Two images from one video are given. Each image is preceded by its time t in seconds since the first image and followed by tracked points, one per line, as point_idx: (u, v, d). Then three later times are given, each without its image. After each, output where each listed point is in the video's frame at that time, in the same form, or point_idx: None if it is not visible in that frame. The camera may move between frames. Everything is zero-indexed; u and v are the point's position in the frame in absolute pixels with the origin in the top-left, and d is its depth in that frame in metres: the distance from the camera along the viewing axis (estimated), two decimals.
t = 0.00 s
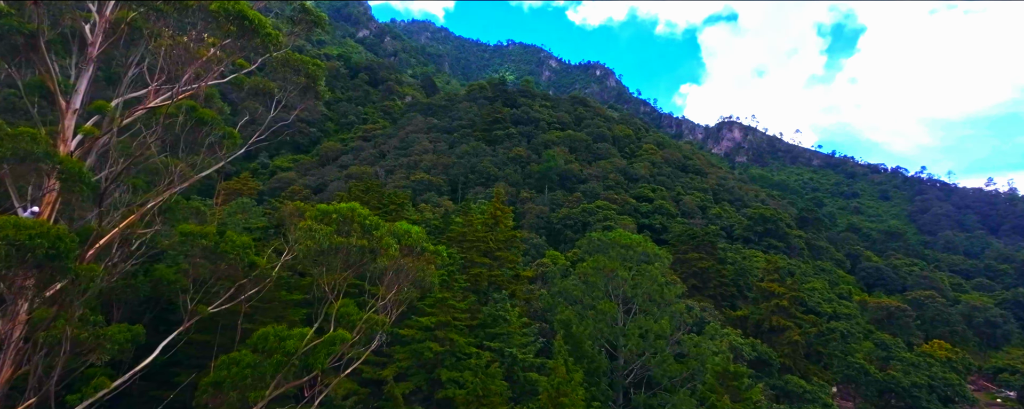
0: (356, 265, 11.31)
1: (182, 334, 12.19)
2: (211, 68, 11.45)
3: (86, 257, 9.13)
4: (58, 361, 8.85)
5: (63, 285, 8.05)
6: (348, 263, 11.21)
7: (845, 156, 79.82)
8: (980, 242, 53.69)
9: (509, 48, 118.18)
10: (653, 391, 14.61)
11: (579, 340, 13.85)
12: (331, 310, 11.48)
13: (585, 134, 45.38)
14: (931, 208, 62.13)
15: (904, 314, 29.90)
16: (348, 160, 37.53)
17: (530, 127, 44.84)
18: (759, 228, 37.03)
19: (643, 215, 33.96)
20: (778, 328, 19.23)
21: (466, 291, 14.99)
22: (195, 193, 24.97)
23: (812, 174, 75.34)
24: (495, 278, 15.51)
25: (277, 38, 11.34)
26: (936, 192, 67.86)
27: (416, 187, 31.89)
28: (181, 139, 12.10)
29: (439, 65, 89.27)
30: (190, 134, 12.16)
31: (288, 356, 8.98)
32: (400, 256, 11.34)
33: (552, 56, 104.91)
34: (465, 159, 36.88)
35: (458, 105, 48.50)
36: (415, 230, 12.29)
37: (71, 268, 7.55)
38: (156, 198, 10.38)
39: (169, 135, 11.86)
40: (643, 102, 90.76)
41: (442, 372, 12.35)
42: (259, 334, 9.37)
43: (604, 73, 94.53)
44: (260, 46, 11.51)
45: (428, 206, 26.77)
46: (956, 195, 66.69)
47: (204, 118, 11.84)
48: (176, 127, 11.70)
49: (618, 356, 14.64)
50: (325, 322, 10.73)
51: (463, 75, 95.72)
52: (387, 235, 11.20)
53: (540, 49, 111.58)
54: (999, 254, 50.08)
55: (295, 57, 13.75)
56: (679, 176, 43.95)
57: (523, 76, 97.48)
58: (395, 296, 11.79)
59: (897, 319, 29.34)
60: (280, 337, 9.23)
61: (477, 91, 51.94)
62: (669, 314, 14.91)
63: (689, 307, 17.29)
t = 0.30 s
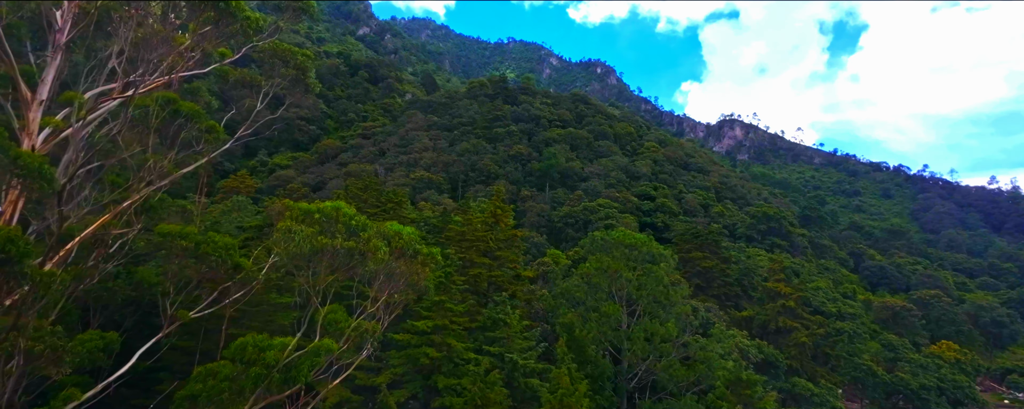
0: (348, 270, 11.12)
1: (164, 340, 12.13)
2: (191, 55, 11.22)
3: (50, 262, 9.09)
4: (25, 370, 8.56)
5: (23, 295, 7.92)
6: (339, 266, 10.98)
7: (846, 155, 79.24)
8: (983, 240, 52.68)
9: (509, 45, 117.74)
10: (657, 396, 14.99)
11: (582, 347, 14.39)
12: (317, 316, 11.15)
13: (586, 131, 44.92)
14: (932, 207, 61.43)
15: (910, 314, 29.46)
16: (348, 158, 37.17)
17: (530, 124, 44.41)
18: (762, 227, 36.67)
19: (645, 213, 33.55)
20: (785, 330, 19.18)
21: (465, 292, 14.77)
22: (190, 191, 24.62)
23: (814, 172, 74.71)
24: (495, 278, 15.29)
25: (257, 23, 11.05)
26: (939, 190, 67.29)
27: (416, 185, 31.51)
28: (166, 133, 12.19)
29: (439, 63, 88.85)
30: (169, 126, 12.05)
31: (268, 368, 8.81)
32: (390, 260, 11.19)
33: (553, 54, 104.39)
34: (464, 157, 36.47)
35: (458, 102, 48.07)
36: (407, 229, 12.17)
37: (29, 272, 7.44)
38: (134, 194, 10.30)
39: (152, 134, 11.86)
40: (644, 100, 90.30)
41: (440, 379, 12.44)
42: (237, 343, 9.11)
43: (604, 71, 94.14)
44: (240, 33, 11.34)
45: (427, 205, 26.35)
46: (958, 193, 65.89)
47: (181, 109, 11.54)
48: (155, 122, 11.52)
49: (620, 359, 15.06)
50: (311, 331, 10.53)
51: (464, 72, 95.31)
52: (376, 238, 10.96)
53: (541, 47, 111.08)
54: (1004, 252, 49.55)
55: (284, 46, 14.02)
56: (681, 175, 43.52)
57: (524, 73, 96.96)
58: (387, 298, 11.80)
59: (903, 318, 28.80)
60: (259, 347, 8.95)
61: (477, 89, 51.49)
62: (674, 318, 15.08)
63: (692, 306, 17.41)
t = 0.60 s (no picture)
0: (339, 277, 11.28)
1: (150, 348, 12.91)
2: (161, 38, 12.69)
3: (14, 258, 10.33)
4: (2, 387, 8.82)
5: None
6: (329, 271, 11.11)
7: (847, 154, 78.66)
8: (984, 239, 51.89)
9: (509, 44, 117.25)
10: (662, 403, 15.21)
11: (585, 355, 14.72)
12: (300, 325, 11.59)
13: (586, 130, 44.44)
14: (932, 208, 60.56)
15: (914, 315, 29.04)
16: (346, 157, 36.81)
17: (530, 123, 44.02)
18: (763, 227, 36.35)
19: (646, 213, 33.17)
20: (790, 332, 19.55)
21: (463, 294, 15.11)
22: (186, 195, 24.57)
23: (815, 171, 74.10)
24: (495, 281, 15.74)
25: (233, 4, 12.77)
26: (940, 189, 66.63)
27: (416, 184, 31.18)
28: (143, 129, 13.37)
29: (439, 62, 88.47)
30: (142, 119, 13.25)
31: (242, 384, 9.12)
32: (376, 264, 11.39)
33: (553, 53, 103.95)
34: (463, 156, 36.14)
35: (457, 101, 47.67)
36: (392, 232, 12.42)
37: None
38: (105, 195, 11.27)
39: (124, 130, 13.07)
40: (644, 100, 89.87)
41: (434, 389, 12.33)
42: (209, 356, 9.52)
43: (604, 71, 93.85)
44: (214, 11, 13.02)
45: (426, 205, 25.94)
46: (958, 193, 64.82)
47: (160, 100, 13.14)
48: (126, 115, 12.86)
49: (624, 365, 15.34)
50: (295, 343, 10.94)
51: (464, 71, 94.82)
52: (360, 242, 11.12)
53: (541, 46, 110.59)
54: (1006, 253, 49.09)
55: (267, 38, 16.47)
56: (682, 174, 43.10)
57: (524, 72, 96.43)
58: (379, 304, 12.03)
59: (906, 320, 28.41)
60: (232, 362, 9.41)
61: (476, 87, 51.04)
62: (678, 321, 15.16)
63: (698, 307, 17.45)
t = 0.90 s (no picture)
0: (326, 284, 13.24)
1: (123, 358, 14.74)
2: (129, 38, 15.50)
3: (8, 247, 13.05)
4: None
5: None
6: (314, 276, 13.05)
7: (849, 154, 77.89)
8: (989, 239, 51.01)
9: (509, 44, 116.59)
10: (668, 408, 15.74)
11: (585, 359, 15.41)
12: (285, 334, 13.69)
13: (586, 129, 44.08)
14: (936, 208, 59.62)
15: (919, 316, 28.66)
16: (343, 156, 36.43)
17: (529, 123, 43.72)
18: (765, 228, 36.03)
19: (647, 213, 32.78)
20: (795, 336, 19.68)
21: (463, 299, 17.54)
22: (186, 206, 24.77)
23: (818, 169, 73.26)
24: (493, 283, 18.52)
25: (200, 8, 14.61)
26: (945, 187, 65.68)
27: (413, 184, 30.89)
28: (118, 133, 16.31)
29: (438, 62, 87.99)
30: (114, 115, 16.13)
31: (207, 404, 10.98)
32: (361, 274, 13.28)
33: (553, 53, 103.44)
34: (461, 156, 35.80)
35: (456, 101, 47.30)
36: (373, 231, 14.41)
37: None
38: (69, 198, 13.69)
39: (101, 124, 16.09)
40: (644, 100, 89.33)
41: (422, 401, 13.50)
42: (173, 377, 11.56)
43: (604, 71, 93.35)
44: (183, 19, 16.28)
45: (425, 205, 25.62)
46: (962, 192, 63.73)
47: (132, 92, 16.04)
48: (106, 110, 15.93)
49: (627, 372, 15.98)
50: (275, 355, 13.01)
51: (464, 71, 94.21)
52: (338, 250, 12.88)
53: (542, 46, 110.01)
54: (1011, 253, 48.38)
55: (249, 28, 19.68)
56: (683, 174, 42.70)
57: (523, 72, 95.82)
58: (370, 308, 13.88)
59: (910, 322, 27.91)
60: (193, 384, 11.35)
61: (475, 86, 50.65)
62: (680, 324, 16.07)
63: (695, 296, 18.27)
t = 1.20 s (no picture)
0: (304, 295, 14.99)
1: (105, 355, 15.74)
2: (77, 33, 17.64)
3: None
4: None
5: None
6: (288, 283, 14.81)
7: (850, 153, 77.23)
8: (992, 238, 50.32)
9: (508, 42, 116.01)
10: None
11: (588, 364, 15.53)
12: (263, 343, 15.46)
13: (586, 127, 43.74)
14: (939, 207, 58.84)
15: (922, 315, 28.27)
16: (341, 153, 36.02)
17: (529, 120, 43.38)
18: (767, 227, 35.64)
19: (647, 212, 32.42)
20: (800, 337, 19.70)
21: (456, 302, 18.72)
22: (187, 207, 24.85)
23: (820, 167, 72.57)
24: (490, 285, 19.58)
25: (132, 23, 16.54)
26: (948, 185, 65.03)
27: (411, 181, 30.56)
28: (77, 124, 18.49)
29: (437, 59, 87.52)
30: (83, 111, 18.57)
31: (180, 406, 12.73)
32: (346, 279, 14.68)
33: (554, 51, 103.02)
34: (460, 154, 35.51)
35: (455, 98, 46.92)
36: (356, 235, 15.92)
37: None
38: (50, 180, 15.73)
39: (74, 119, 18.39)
40: (643, 98, 88.84)
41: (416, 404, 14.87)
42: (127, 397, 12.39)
43: (603, 68, 92.85)
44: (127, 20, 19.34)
45: (420, 202, 25.40)
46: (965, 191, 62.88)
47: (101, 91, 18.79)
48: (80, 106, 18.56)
49: (630, 378, 15.62)
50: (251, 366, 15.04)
51: (462, 68, 93.65)
52: (316, 256, 14.09)
53: (542, 43, 109.55)
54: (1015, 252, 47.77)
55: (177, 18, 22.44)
56: (683, 172, 42.33)
57: (522, 69, 95.26)
58: (357, 313, 15.49)
59: (914, 322, 27.44)
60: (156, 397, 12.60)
61: (474, 84, 50.33)
62: (683, 326, 16.97)
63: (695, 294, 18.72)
